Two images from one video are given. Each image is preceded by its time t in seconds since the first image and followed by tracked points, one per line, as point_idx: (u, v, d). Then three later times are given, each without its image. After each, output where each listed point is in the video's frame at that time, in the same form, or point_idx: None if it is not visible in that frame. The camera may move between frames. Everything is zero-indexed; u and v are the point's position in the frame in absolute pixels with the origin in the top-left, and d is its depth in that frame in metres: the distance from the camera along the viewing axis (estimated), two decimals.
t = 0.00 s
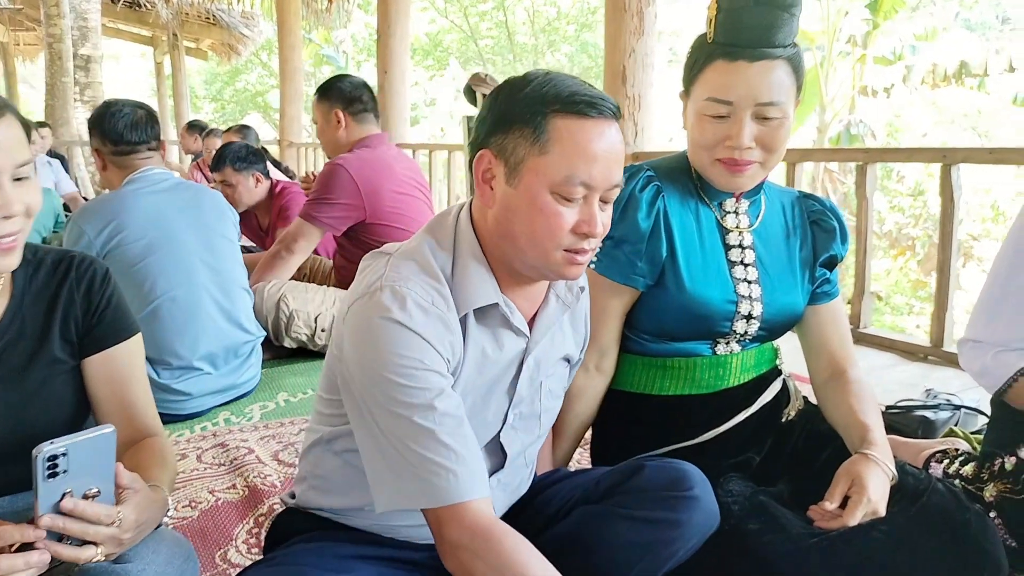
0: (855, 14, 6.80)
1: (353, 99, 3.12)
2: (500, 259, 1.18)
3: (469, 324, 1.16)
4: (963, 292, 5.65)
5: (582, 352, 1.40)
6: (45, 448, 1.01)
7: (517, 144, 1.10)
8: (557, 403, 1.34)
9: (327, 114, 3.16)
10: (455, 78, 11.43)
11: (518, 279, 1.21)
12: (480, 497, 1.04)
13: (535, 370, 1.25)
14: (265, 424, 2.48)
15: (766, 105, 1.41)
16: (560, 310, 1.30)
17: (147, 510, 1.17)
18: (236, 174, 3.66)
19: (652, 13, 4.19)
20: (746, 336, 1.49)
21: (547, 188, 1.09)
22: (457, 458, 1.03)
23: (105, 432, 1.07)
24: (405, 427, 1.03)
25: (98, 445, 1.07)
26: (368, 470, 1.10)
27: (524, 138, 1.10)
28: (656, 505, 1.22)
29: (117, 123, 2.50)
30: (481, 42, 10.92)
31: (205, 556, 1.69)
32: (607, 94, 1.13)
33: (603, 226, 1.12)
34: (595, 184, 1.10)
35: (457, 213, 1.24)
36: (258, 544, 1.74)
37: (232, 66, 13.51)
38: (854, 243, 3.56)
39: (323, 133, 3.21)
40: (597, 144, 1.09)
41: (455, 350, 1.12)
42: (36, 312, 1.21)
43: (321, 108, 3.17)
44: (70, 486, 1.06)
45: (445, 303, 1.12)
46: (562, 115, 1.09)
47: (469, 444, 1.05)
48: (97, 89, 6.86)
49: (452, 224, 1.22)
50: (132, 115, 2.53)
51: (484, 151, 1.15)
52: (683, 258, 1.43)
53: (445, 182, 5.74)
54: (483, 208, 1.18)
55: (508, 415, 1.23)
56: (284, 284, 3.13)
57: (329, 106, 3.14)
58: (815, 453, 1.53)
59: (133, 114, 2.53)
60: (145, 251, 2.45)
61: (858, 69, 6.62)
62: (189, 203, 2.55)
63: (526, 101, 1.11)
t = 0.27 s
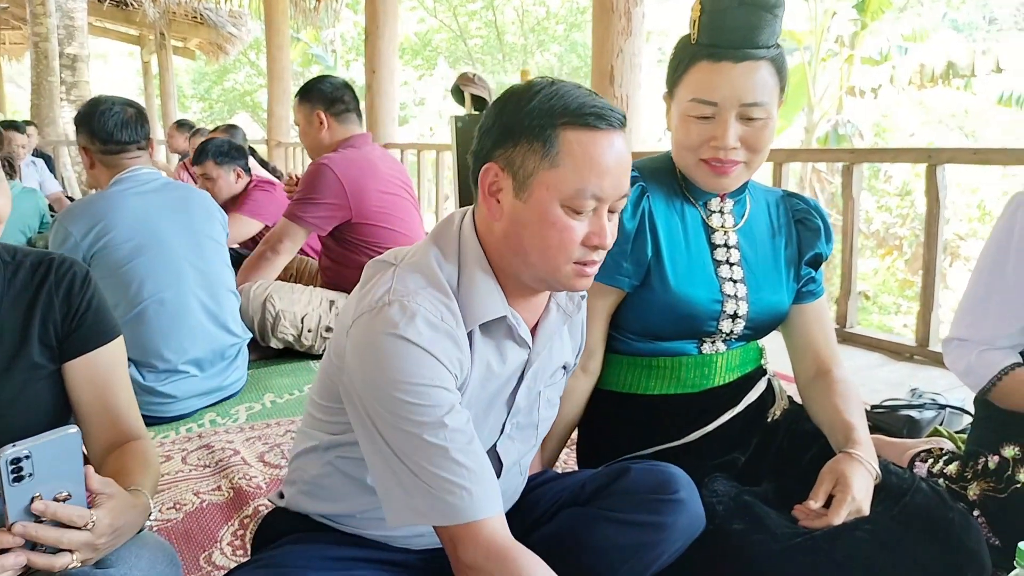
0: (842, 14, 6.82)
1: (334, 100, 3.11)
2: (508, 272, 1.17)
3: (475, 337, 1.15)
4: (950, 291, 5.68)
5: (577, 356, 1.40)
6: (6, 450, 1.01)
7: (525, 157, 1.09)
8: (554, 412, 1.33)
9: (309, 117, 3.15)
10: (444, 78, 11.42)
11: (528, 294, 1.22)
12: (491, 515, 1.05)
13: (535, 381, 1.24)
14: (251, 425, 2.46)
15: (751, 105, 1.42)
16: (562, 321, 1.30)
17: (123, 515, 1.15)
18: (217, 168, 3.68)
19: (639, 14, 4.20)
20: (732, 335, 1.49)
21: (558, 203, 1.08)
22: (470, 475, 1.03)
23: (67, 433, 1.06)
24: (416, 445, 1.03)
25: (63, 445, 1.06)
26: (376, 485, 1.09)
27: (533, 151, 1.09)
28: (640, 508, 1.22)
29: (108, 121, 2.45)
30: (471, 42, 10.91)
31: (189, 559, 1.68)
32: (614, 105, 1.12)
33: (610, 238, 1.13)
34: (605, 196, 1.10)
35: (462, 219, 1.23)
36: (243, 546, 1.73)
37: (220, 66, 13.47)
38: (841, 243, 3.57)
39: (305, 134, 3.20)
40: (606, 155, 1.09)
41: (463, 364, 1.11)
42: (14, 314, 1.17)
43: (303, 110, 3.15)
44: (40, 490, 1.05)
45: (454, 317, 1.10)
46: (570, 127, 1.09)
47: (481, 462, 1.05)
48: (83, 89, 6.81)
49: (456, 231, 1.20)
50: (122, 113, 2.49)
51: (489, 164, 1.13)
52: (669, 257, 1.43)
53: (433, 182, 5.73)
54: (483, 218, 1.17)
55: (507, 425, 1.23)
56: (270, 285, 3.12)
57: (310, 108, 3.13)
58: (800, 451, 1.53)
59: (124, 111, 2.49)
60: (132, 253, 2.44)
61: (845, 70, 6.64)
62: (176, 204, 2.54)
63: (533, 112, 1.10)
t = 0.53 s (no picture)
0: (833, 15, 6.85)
1: (324, 100, 3.11)
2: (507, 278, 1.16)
3: (472, 345, 1.15)
4: (940, 290, 5.70)
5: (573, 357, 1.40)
6: None
7: (528, 166, 1.09)
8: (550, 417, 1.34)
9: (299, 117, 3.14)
10: (436, 78, 11.41)
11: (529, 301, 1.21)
12: (489, 526, 1.05)
13: (532, 386, 1.24)
14: (241, 426, 2.46)
15: (754, 105, 1.42)
16: (558, 326, 1.29)
17: (109, 520, 1.15)
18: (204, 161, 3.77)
19: (630, 14, 4.20)
20: (722, 336, 1.49)
21: (563, 210, 1.08)
22: (468, 487, 1.03)
23: (52, 441, 1.06)
24: (413, 458, 1.02)
25: (47, 453, 1.05)
26: (372, 496, 1.09)
27: (536, 159, 1.08)
28: (630, 511, 1.22)
29: (104, 120, 2.44)
30: (462, 42, 10.91)
31: (179, 561, 1.67)
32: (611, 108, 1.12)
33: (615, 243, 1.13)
34: (608, 201, 1.10)
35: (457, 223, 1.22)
36: (233, 548, 1.72)
37: (211, 65, 13.42)
38: (832, 243, 3.58)
39: (294, 134, 3.19)
40: (606, 160, 1.09)
41: (459, 374, 1.11)
42: (6, 318, 1.15)
43: (292, 110, 3.15)
44: (27, 499, 1.05)
45: (451, 327, 1.10)
46: (572, 133, 1.08)
47: (477, 473, 1.05)
48: (73, 89, 6.78)
49: (452, 235, 1.20)
50: (118, 113, 2.48)
51: (489, 175, 1.12)
52: (659, 257, 1.43)
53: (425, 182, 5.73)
54: (480, 224, 1.17)
55: (502, 431, 1.23)
56: (260, 285, 3.12)
57: (300, 109, 3.12)
58: (790, 450, 1.53)
59: (121, 111, 2.48)
60: (123, 254, 2.43)
61: (836, 70, 6.66)
62: (169, 204, 2.53)
63: (533, 120, 1.09)
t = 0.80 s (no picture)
0: (828, 15, 6.86)
1: (321, 100, 3.11)
2: (479, 271, 1.17)
3: (442, 341, 1.14)
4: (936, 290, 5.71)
5: (560, 352, 1.39)
6: None
7: (507, 158, 1.09)
8: (534, 415, 1.33)
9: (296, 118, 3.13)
10: (432, 78, 11.40)
11: (508, 290, 1.20)
12: (454, 524, 1.05)
13: (511, 380, 1.23)
14: (236, 427, 2.46)
15: (785, 111, 1.41)
16: (533, 315, 1.29)
17: (95, 524, 1.14)
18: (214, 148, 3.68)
19: (626, 14, 4.20)
20: (712, 332, 1.50)
21: (547, 199, 1.10)
22: (432, 487, 1.03)
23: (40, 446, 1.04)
24: (375, 457, 1.03)
25: (34, 459, 1.03)
26: (339, 498, 1.09)
27: (514, 153, 1.08)
28: (626, 513, 1.22)
29: (102, 119, 2.44)
30: (458, 42, 10.91)
31: (175, 561, 1.67)
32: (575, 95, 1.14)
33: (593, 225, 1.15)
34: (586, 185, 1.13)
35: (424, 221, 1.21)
36: (229, 548, 1.72)
37: (207, 65, 13.40)
38: (827, 242, 3.58)
39: (291, 134, 3.17)
40: (579, 149, 1.11)
41: (425, 371, 1.11)
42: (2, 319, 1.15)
43: (288, 109, 3.14)
44: (12, 503, 1.03)
45: (415, 325, 1.10)
46: (545, 122, 1.10)
47: (441, 470, 1.05)
48: (68, 89, 6.77)
49: (420, 234, 1.19)
50: (117, 112, 2.48)
51: (467, 174, 1.11)
52: (651, 247, 1.44)
53: (421, 182, 5.73)
54: (453, 224, 1.16)
55: (483, 426, 1.21)
56: (256, 285, 3.14)
57: (297, 108, 3.11)
58: (782, 451, 1.53)
59: (120, 110, 2.47)
60: (121, 253, 2.43)
61: (831, 70, 6.67)
62: (166, 205, 2.52)
63: (505, 115, 1.09)
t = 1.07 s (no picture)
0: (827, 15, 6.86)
1: (321, 98, 3.10)
2: (433, 253, 1.16)
3: (401, 328, 1.14)
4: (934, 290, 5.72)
5: (539, 337, 1.41)
6: None
7: (456, 142, 1.08)
8: (514, 402, 1.32)
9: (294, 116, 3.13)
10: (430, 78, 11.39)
11: (468, 271, 1.18)
12: (409, 514, 1.04)
13: (483, 365, 1.23)
14: (234, 426, 2.45)
15: (795, 114, 1.41)
16: (499, 298, 1.29)
17: (95, 525, 1.14)
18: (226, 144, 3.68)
19: (625, 13, 4.20)
20: (717, 331, 1.50)
21: (500, 178, 1.09)
22: (384, 478, 1.03)
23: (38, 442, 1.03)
24: (327, 449, 1.03)
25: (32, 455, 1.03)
26: (298, 493, 1.09)
27: (463, 136, 1.08)
28: (623, 510, 1.22)
29: (102, 118, 2.45)
30: (457, 42, 10.92)
31: (174, 561, 1.67)
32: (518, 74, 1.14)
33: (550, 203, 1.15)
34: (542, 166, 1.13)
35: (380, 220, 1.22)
36: (228, 548, 1.72)
37: (205, 65, 13.38)
38: (825, 242, 3.58)
39: (290, 134, 3.17)
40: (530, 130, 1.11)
41: (382, 361, 1.10)
42: None
43: (288, 107, 3.13)
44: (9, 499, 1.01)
45: (368, 315, 1.10)
46: (491, 103, 1.09)
47: (395, 461, 1.04)
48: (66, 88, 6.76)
49: (375, 231, 1.20)
50: (118, 111, 2.49)
51: (419, 160, 1.10)
52: (656, 248, 1.44)
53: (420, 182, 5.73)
54: (408, 212, 1.15)
55: (458, 413, 1.21)
56: (254, 285, 3.16)
57: (296, 106, 3.11)
58: (781, 448, 1.52)
59: (120, 110, 2.48)
60: (120, 252, 2.42)
61: (830, 70, 6.67)
62: (167, 205, 2.52)
63: (450, 98, 1.09)
